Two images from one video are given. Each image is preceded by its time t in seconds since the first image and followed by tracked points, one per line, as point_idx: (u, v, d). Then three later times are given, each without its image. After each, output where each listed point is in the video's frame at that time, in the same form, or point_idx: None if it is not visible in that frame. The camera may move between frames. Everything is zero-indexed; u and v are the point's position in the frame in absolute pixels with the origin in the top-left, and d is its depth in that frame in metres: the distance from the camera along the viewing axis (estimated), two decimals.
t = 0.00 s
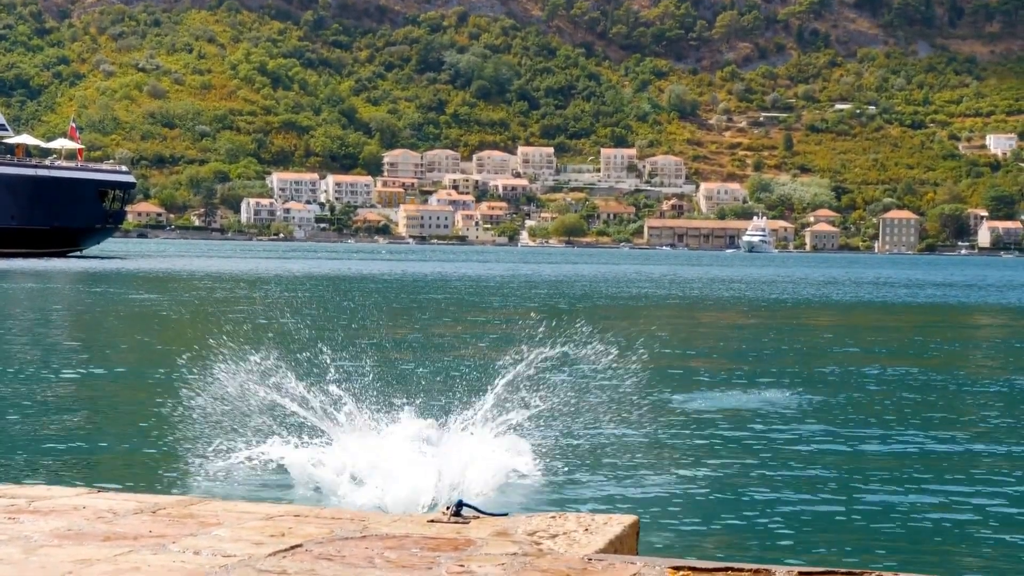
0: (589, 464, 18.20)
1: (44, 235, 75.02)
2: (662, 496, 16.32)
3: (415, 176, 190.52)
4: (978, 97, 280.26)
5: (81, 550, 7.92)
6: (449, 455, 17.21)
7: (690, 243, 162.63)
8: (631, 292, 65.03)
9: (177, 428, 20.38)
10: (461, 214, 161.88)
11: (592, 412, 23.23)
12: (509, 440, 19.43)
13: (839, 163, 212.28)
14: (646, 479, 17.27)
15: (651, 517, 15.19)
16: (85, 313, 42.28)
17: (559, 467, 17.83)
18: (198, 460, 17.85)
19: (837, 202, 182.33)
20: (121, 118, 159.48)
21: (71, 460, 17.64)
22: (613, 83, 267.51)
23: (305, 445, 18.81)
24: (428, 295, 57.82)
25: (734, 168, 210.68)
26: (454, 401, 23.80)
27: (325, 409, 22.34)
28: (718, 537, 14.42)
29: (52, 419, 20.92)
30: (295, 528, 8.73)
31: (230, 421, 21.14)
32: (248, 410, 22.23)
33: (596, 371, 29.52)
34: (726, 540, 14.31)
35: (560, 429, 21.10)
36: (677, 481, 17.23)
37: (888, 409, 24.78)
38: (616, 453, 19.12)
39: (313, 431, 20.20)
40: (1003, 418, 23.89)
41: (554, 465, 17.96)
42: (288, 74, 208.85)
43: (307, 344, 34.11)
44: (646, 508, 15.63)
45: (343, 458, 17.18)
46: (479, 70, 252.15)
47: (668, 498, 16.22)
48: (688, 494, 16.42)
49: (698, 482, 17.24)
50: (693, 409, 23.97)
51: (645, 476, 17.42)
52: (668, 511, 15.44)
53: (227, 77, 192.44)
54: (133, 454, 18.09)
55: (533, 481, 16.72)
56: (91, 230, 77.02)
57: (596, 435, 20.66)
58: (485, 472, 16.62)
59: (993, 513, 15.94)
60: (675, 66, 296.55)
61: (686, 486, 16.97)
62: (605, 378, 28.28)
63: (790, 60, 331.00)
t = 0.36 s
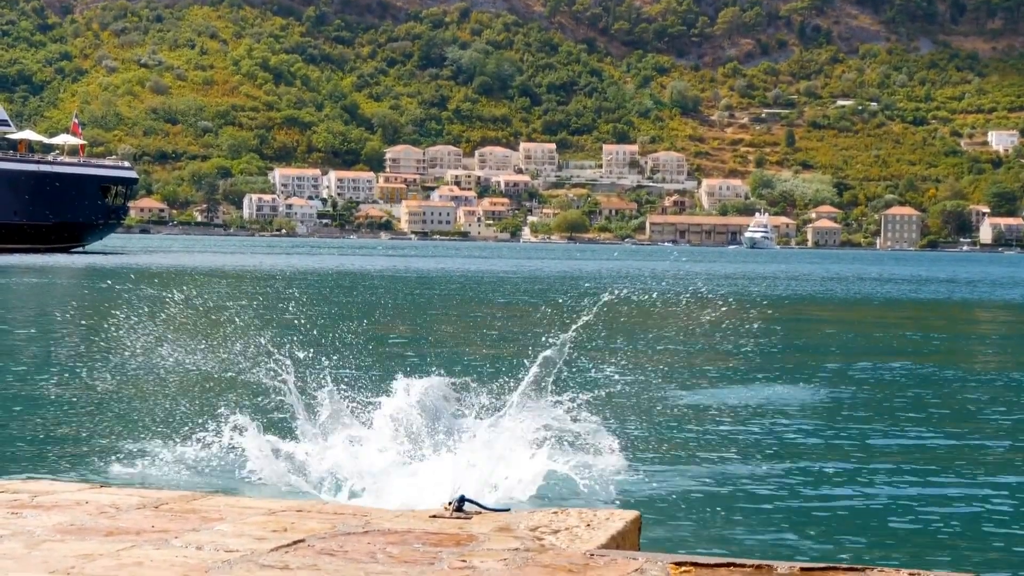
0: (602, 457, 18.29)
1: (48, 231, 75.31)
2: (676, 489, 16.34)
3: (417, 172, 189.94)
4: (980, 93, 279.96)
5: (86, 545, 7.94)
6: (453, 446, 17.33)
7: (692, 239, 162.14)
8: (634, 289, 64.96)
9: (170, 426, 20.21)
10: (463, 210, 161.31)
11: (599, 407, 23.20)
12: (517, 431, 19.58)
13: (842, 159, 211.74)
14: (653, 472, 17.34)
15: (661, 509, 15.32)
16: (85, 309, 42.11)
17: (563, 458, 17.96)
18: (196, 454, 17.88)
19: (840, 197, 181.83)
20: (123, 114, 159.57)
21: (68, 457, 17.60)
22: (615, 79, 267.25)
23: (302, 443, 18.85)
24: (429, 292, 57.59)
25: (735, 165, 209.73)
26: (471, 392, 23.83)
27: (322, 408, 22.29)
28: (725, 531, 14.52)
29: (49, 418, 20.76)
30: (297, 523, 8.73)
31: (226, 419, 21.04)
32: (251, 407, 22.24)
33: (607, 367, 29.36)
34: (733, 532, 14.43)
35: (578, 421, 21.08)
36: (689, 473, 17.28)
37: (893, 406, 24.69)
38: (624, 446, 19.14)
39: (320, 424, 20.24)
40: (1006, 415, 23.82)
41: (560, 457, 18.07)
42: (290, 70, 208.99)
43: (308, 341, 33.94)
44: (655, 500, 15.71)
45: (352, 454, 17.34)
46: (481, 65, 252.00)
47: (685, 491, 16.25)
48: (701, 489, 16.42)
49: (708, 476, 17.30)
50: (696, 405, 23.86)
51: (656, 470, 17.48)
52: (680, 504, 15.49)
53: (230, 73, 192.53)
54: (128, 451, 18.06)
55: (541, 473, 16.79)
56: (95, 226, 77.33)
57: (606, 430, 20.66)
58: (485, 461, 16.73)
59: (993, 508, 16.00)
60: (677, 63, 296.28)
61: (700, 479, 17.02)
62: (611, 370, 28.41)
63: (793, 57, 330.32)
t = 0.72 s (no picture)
0: (588, 451, 18.36)
1: (51, 226, 75.72)
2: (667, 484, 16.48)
3: (419, 168, 189.23)
4: (982, 90, 279.85)
5: (89, 540, 7.93)
6: (449, 439, 17.38)
7: (694, 235, 162.11)
8: (633, 284, 64.96)
9: (172, 422, 20.00)
10: (465, 206, 161.12)
11: (592, 402, 23.18)
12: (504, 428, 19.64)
13: (843, 155, 211.73)
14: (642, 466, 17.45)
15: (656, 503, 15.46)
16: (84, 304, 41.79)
17: (552, 450, 18.06)
18: (199, 451, 17.76)
19: (841, 193, 181.57)
20: (126, 109, 159.55)
21: (73, 453, 17.38)
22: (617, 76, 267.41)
23: (297, 440, 18.74)
24: (430, 287, 57.28)
25: (737, 161, 209.25)
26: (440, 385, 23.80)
27: (320, 405, 22.12)
28: (732, 524, 14.63)
29: (49, 414, 20.49)
30: (300, 518, 8.74)
31: (223, 416, 20.77)
32: (252, 405, 21.99)
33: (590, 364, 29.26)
34: (737, 526, 14.56)
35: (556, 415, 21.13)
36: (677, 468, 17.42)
37: (889, 401, 24.70)
38: (612, 442, 19.14)
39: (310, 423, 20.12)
40: (1002, 410, 23.86)
41: (553, 452, 18.13)
42: (292, 66, 209.29)
43: (306, 337, 33.65)
44: (653, 494, 15.83)
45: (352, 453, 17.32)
46: (484, 61, 252.00)
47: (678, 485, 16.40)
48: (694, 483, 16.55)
49: (699, 471, 17.38)
50: (693, 401, 23.85)
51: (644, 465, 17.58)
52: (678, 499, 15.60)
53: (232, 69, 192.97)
54: (125, 449, 17.83)
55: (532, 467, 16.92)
56: (96, 221, 77.84)
57: (592, 423, 20.70)
58: (481, 456, 16.81)
59: (995, 505, 15.96)
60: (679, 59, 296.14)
61: (688, 474, 17.13)
62: (607, 373, 27.76)
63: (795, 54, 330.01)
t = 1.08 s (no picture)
0: (585, 450, 18.32)
1: (53, 223, 75.93)
2: (669, 481, 16.44)
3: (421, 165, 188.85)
4: (984, 88, 279.66)
5: (91, 535, 7.95)
6: (449, 435, 17.36)
7: (695, 232, 162.05)
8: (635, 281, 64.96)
9: (166, 423, 19.65)
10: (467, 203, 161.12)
11: (594, 402, 23.04)
12: (502, 425, 19.53)
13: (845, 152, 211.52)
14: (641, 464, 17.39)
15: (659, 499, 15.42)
16: (85, 301, 41.47)
17: (551, 451, 18.00)
18: (198, 450, 17.63)
19: (843, 191, 181.25)
20: (128, 106, 159.86)
21: (72, 451, 17.24)
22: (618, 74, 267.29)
23: (313, 438, 18.68)
24: (434, 285, 56.95)
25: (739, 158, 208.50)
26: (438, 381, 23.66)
27: (318, 404, 21.79)
28: (739, 521, 14.64)
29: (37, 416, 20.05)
30: (302, 515, 8.74)
31: (231, 412, 20.74)
32: (249, 404, 21.54)
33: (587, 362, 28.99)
34: (745, 523, 14.59)
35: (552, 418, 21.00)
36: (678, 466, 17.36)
37: (890, 398, 24.68)
38: (614, 440, 19.07)
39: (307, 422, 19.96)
40: (1002, 407, 23.87)
41: (562, 452, 18.07)
42: (294, 63, 209.62)
43: (307, 335, 33.23)
44: (679, 493, 15.84)
45: (352, 455, 17.27)
46: (485, 58, 251.90)
47: (680, 483, 16.38)
48: (698, 481, 16.54)
49: (702, 468, 17.33)
50: (693, 399, 23.77)
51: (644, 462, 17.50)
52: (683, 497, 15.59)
53: (235, 66, 193.19)
54: (136, 445, 17.81)
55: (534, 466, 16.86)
56: (100, 218, 77.99)
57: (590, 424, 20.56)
58: (486, 453, 16.75)
59: (992, 502, 15.97)
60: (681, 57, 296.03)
61: (689, 472, 17.09)
62: (609, 372, 27.34)
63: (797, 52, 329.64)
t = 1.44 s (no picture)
0: (596, 450, 18.20)
1: (53, 221, 75.85)
2: (670, 479, 16.47)
3: (421, 163, 188.56)
4: (984, 86, 279.51)
5: (89, 534, 7.93)
6: (451, 440, 17.35)
7: (697, 230, 161.94)
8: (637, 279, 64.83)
9: (164, 424, 19.47)
10: (468, 201, 161.02)
11: (597, 399, 23.07)
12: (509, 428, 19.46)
13: (846, 151, 211.42)
14: (640, 461, 17.44)
15: (659, 496, 15.46)
16: (89, 301, 41.22)
17: (557, 452, 17.93)
18: (204, 450, 17.52)
19: (844, 189, 180.91)
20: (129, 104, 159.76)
21: (72, 449, 17.26)
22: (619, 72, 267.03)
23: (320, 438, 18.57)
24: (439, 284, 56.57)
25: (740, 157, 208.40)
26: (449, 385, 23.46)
27: (319, 405, 21.58)
28: (735, 517, 14.78)
29: (34, 416, 19.82)
30: (303, 513, 8.73)
31: (240, 412, 20.66)
32: (247, 408, 21.17)
33: (594, 361, 28.66)
34: (745, 519, 14.69)
35: (557, 416, 21.00)
36: (679, 464, 17.42)
37: (890, 395, 24.72)
38: (622, 441, 18.94)
39: (306, 422, 19.91)
40: (1004, 406, 23.85)
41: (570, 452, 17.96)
42: (295, 61, 209.71)
43: (310, 335, 32.87)
44: (683, 492, 15.76)
45: (353, 451, 17.34)
46: (486, 57, 251.64)
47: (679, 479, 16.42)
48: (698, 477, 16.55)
49: (702, 463, 17.45)
50: (693, 396, 23.81)
51: (646, 460, 17.53)
52: (680, 494, 15.64)
53: (236, 64, 193.14)
54: (148, 445, 17.71)
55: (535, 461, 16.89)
56: (100, 216, 77.89)
57: (595, 421, 20.57)
58: (493, 458, 16.64)
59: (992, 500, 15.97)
60: (683, 56, 295.82)
61: (691, 468, 17.13)
62: (615, 372, 27.01)
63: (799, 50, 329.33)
